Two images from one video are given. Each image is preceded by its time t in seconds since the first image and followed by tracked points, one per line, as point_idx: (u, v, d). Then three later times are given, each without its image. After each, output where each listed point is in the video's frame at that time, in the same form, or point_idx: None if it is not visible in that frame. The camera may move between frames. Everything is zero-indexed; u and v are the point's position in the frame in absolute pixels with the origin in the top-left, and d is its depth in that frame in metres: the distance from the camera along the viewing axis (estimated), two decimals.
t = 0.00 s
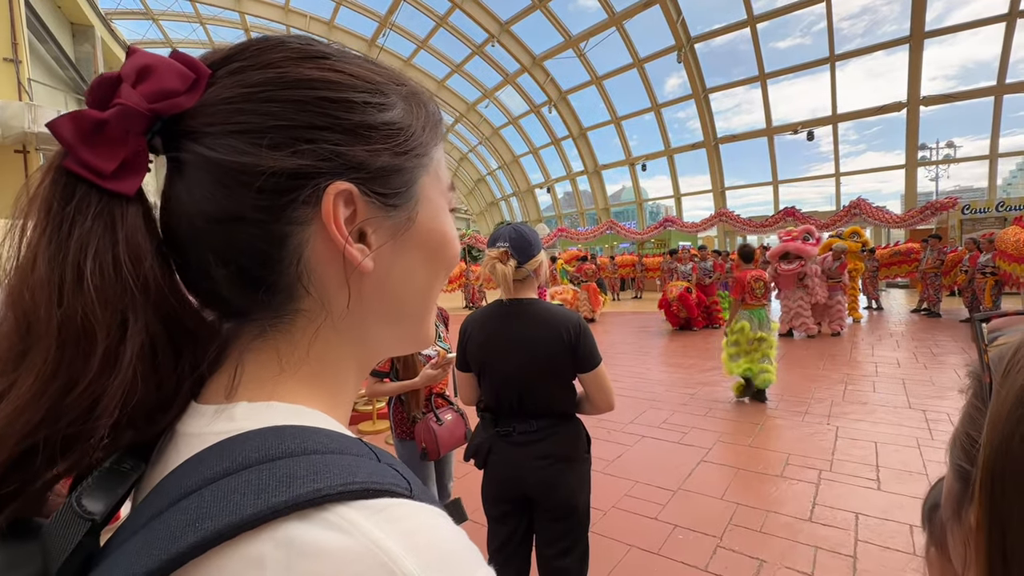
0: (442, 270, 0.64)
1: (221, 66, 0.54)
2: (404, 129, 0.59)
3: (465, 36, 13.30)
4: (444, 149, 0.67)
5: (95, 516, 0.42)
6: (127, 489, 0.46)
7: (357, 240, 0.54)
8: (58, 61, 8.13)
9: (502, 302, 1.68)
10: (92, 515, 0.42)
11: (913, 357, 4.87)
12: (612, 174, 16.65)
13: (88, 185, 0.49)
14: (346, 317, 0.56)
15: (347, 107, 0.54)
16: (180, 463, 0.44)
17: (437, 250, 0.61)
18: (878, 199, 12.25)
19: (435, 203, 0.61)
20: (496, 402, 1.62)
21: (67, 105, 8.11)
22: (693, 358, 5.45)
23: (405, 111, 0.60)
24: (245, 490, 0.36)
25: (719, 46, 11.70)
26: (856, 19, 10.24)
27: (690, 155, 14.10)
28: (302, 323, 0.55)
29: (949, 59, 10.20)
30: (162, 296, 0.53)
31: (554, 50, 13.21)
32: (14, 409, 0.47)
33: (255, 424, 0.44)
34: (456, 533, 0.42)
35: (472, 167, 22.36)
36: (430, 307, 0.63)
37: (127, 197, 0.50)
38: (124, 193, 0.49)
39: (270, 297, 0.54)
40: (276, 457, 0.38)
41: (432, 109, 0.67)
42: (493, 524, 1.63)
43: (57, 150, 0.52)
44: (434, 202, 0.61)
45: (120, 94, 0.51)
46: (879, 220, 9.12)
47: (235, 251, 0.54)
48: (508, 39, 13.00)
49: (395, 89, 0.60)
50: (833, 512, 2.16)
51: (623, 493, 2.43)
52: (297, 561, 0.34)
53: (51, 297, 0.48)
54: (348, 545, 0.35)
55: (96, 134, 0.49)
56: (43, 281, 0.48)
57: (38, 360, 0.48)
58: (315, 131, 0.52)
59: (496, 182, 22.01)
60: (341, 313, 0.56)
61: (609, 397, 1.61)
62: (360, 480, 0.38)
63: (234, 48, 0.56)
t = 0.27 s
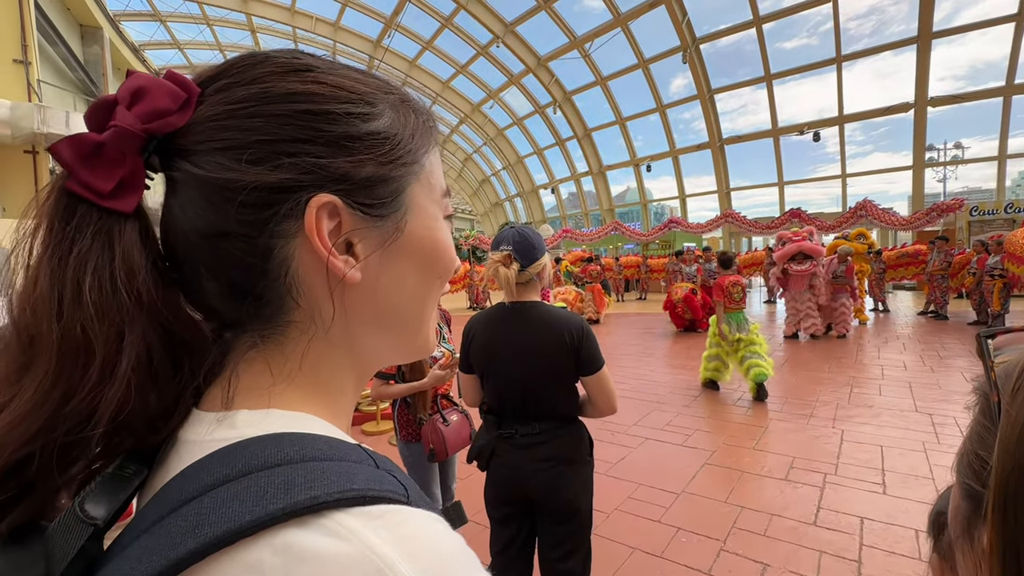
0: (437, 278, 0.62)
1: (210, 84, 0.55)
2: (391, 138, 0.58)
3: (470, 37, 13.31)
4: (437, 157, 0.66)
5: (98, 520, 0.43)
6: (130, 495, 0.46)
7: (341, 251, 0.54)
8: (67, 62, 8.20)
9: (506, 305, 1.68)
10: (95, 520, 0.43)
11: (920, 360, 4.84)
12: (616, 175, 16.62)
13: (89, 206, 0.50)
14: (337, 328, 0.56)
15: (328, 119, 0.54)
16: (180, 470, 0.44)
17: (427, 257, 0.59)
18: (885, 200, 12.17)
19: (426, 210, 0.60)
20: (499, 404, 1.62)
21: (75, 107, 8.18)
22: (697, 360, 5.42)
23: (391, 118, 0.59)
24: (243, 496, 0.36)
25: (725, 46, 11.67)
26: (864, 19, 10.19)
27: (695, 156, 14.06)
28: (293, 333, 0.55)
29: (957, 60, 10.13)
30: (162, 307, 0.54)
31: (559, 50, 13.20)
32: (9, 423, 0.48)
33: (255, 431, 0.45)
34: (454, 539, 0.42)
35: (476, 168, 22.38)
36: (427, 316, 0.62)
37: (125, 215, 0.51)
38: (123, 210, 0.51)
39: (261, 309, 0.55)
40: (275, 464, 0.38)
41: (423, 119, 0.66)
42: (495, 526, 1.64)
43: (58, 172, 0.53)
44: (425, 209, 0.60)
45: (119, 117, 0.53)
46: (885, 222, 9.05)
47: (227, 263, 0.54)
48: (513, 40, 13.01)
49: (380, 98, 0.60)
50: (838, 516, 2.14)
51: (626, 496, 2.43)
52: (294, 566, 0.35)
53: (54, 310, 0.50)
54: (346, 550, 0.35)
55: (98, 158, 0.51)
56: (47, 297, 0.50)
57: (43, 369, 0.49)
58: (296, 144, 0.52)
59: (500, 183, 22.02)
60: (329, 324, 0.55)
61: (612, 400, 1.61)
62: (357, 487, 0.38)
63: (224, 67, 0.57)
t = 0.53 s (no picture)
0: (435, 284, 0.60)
1: (214, 92, 0.56)
2: (385, 141, 0.58)
3: (473, 38, 13.31)
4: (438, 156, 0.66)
5: (109, 512, 0.43)
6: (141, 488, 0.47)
7: (333, 255, 0.54)
8: (72, 63, 8.24)
9: (508, 306, 1.68)
10: (107, 512, 0.43)
11: (924, 362, 4.81)
12: (619, 176, 16.61)
13: (109, 211, 0.52)
14: (336, 329, 0.56)
15: (320, 123, 0.54)
16: (185, 466, 0.45)
17: (422, 261, 0.58)
18: (889, 201, 12.11)
19: (422, 213, 0.59)
20: (501, 405, 1.62)
21: (80, 107, 8.22)
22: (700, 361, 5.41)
23: (384, 122, 0.58)
24: (245, 493, 0.36)
25: (728, 47, 11.63)
26: (868, 19, 10.16)
27: (698, 157, 14.04)
28: (291, 332, 0.55)
29: (963, 61, 10.08)
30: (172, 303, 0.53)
31: (562, 51, 13.19)
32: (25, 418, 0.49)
33: (260, 429, 0.45)
34: (453, 537, 0.42)
35: (479, 168, 22.39)
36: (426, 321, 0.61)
37: (141, 219, 0.52)
38: (139, 214, 0.52)
39: (259, 305, 0.54)
40: (276, 460, 0.39)
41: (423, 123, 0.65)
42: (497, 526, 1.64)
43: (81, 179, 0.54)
44: (421, 210, 0.59)
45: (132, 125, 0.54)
46: (889, 223, 9.01)
47: (229, 266, 0.54)
48: (516, 40, 13.02)
49: (375, 102, 0.59)
50: (842, 518, 2.13)
51: (629, 497, 2.42)
52: (293, 561, 0.34)
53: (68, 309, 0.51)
54: (343, 544, 0.35)
55: (112, 167, 0.53)
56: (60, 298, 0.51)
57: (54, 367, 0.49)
58: (286, 150, 0.52)
59: (503, 183, 22.03)
60: (326, 325, 0.56)
61: (614, 400, 1.60)
62: (356, 482, 0.38)
63: (228, 76, 0.58)
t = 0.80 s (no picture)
0: (373, 289, 0.52)
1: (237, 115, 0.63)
2: (299, 132, 0.53)
3: (474, 39, 13.33)
4: (427, 142, 0.57)
5: (131, 493, 0.45)
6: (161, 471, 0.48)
7: (254, 256, 0.54)
8: (75, 64, 8.26)
9: (510, 306, 1.69)
10: (128, 491, 0.45)
11: (925, 363, 4.81)
12: (620, 177, 16.62)
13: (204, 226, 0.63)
14: (302, 330, 0.54)
15: (255, 126, 0.54)
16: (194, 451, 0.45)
17: (349, 262, 0.51)
18: (890, 203, 12.12)
19: (348, 206, 0.51)
20: (502, 405, 1.62)
21: (82, 108, 8.24)
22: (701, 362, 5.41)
23: (315, 110, 0.53)
24: (245, 476, 0.37)
25: (729, 48, 11.64)
26: (869, 21, 10.16)
27: (699, 158, 14.05)
28: (280, 327, 0.56)
29: (964, 62, 10.08)
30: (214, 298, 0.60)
31: (563, 52, 13.22)
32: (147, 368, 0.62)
33: (263, 416, 0.46)
34: (449, 520, 0.42)
35: (479, 169, 22.41)
36: (385, 329, 0.53)
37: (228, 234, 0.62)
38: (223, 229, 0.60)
39: (255, 302, 0.58)
40: (276, 445, 0.39)
41: (389, 105, 0.56)
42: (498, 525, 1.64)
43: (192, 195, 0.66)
44: (345, 207, 0.51)
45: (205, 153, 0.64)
46: (890, 224, 9.00)
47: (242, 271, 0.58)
48: (517, 42, 13.04)
49: (320, 93, 0.54)
50: (843, 519, 2.13)
51: (630, 497, 2.42)
52: (291, 542, 0.34)
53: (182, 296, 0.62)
54: (340, 526, 0.34)
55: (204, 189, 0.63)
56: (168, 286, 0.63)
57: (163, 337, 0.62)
58: (229, 154, 0.55)
59: (504, 184, 22.05)
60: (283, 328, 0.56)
61: (615, 400, 1.60)
62: (356, 466, 0.38)
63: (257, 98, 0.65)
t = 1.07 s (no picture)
0: (323, 283, 0.50)
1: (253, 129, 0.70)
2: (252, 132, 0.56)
3: (473, 40, 13.34)
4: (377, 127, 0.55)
5: (128, 481, 0.46)
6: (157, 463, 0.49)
7: (232, 258, 0.58)
8: (74, 64, 8.26)
9: (510, 306, 1.69)
10: (127, 480, 0.46)
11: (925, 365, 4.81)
12: (620, 178, 16.64)
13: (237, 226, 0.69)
14: (285, 330, 0.55)
15: (224, 137, 0.60)
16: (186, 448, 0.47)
17: (298, 256, 0.50)
18: (889, 204, 12.14)
19: (294, 198, 0.52)
20: (503, 405, 1.62)
21: (82, 108, 8.23)
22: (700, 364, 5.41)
23: (264, 110, 0.56)
24: (217, 467, 0.37)
25: (729, 50, 11.65)
26: (868, 23, 10.17)
27: (699, 159, 14.06)
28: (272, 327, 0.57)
29: (962, 64, 10.10)
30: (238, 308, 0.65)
31: (562, 54, 13.23)
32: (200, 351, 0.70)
33: (246, 410, 0.48)
34: (423, 521, 0.42)
35: (479, 170, 22.42)
36: (352, 327, 0.52)
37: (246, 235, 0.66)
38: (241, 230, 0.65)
39: (252, 305, 0.60)
40: (254, 439, 0.40)
41: (335, 88, 0.56)
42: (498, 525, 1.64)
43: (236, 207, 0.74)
44: (288, 200, 0.52)
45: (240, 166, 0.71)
46: (890, 226, 9.00)
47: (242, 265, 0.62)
48: (516, 43, 13.05)
49: (270, 90, 0.58)
50: (842, 521, 2.13)
51: (630, 498, 2.42)
52: (259, 533, 0.34)
53: (224, 313, 0.68)
54: (304, 521, 0.34)
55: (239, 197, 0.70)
56: (216, 307, 0.70)
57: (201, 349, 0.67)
58: (214, 167, 0.61)
59: (503, 185, 22.07)
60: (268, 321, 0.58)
61: (616, 401, 1.60)
62: (328, 463, 0.38)
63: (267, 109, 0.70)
